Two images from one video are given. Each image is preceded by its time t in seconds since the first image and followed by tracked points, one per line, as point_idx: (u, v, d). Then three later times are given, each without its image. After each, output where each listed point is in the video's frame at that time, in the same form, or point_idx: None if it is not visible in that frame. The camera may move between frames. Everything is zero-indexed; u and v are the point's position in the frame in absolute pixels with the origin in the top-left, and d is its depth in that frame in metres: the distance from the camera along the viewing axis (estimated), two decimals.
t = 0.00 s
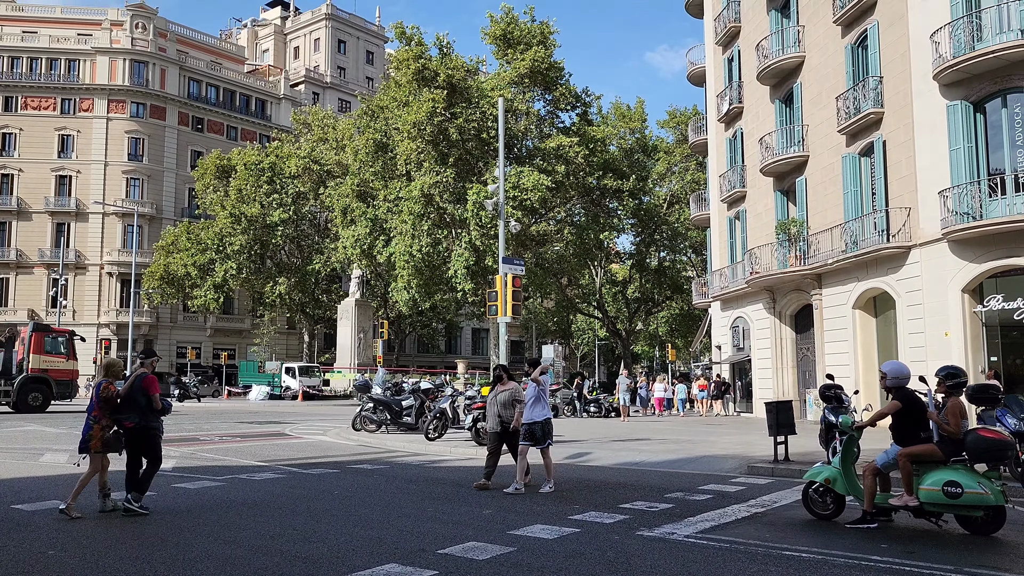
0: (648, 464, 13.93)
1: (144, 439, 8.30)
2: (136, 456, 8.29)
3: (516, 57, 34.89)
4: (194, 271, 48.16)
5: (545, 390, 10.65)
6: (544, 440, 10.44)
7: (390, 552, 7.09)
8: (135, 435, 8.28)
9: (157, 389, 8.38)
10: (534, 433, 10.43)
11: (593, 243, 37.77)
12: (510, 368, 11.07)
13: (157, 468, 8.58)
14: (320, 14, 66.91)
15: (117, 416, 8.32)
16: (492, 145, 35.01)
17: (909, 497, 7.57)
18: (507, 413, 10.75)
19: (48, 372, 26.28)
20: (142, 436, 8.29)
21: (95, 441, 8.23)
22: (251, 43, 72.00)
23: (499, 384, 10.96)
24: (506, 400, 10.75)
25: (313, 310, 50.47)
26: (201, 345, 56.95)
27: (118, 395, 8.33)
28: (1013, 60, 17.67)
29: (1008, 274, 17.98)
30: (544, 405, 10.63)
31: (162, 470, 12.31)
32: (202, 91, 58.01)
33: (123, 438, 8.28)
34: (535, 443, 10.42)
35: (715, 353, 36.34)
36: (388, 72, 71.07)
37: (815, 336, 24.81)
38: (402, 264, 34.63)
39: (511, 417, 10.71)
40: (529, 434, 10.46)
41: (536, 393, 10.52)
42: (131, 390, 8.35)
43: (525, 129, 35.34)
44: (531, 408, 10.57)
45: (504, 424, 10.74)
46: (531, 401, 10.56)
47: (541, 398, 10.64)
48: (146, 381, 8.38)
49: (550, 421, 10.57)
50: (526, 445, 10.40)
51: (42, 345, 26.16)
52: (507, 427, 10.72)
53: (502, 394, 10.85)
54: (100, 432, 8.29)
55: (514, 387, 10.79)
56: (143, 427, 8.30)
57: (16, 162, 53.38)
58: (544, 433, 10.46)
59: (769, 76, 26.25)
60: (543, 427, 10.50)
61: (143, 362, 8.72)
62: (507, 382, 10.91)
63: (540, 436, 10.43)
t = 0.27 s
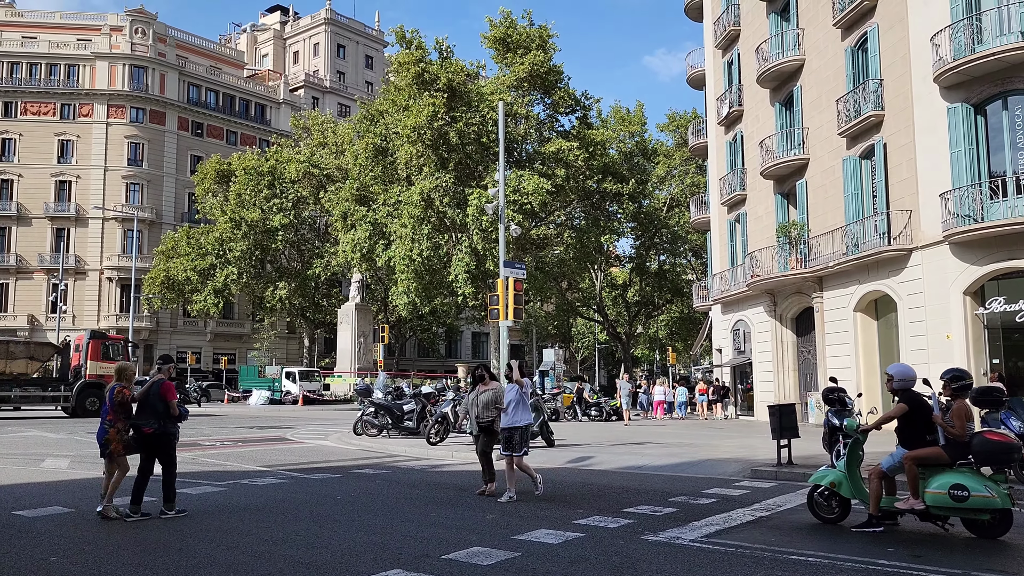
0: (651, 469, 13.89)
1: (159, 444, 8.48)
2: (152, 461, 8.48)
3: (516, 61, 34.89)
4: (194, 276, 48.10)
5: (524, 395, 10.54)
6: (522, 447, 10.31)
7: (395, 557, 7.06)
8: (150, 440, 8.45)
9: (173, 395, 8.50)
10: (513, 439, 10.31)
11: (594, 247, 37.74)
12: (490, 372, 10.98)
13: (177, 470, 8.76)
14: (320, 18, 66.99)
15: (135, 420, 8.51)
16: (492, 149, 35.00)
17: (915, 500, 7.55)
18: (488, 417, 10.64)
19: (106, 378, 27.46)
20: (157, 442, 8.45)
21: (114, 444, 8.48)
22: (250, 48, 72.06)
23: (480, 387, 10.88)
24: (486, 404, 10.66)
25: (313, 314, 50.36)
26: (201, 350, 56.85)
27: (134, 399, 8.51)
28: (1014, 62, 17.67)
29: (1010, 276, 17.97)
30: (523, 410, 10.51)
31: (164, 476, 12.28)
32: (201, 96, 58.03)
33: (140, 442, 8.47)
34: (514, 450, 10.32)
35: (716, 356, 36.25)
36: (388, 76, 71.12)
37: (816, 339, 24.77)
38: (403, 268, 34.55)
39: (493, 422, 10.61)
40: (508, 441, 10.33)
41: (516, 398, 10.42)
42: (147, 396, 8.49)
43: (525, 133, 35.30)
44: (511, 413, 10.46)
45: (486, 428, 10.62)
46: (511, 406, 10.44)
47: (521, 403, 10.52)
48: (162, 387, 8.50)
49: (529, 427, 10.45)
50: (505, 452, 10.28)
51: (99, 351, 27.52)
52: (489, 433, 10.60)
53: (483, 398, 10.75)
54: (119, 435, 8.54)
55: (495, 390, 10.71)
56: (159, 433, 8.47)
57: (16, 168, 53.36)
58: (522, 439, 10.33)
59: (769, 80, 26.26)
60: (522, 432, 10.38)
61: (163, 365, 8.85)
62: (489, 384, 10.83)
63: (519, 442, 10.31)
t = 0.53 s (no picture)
0: (656, 473, 13.84)
1: (177, 449, 8.50)
2: (169, 466, 8.54)
3: (519, 65, 34.93)
4: (199, 281, 48.15)
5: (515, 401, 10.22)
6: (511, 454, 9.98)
7: (402, 563, 7.05)
8: (168, 445, 8.50)
9: (191, 400, 8.57)
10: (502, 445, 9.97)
11: (598, 251, 37.72)
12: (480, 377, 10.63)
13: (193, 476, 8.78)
14: (324, 24, 67.17)
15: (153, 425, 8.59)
16: (496, 154, 35.05)
17: (924, 506, 7.53)
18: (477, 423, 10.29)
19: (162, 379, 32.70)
20: (174, 446, 8.50)
21: (131, 449, 8.58)
22: (254, 53, 72.27)
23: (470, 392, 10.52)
24: (476, 410, 10.31)
25: (317, 319, 50.36)
26: (205, 355, 56.90)
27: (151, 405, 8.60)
28: (1019, 65, 17.64)
29: (1016, 280, 17.90)
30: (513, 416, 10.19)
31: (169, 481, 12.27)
32: (205, 101, 58.19)
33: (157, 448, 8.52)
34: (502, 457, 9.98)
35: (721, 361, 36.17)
36: (391, 81, 71.26)
37: (822, 343, 24.69)
38: (407, 273, 34.53)
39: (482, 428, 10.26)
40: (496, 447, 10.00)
41: (507, 404, 10.11)
42: (165, 400, 8.57)
43: (529, 138, 35.29)
44: (502, 419, 10.15)
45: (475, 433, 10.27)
46: (501, 412, 10.13)
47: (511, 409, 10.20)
48: (181, 391, 8.59)
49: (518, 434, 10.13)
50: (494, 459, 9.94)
51: (145, 358, 32.72)
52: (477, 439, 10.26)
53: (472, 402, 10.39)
54: (136, 440, 8.64)
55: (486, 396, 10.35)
56: (177, 437, 8.50)
57: (21, 173, 53.53)
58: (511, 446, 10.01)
59: (773, 84, 26.25)
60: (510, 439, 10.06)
61: (181, 371, 8.94)
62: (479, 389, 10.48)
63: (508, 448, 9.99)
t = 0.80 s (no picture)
0: (662, 476, 13.82)
1: (195, 451, 8.74)
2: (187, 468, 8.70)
3: (524, 68, 34.95)
4: (205, 285, 48.24)
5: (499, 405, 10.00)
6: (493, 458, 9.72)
7: (409, 566, 7.05)
8: (186, 447, 8.71)
9: (208, 403, 8.83)
10: (484, 449, 9.71)
11: (603, 254, 37.70)
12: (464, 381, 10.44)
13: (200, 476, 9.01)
14: (329, 28, 67.36)
15: (170, 427, 8.71)
16: (501, 158, 35.09)
17: (932, 508, 7.50)
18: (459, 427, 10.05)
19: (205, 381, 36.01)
20: (192, 448, 8.72)
21: (152, 453, 8.58)
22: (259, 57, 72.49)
23: (454, 395, 10.31)
24: (460, 413, 10.10)
25: (323, 322, 50.39)
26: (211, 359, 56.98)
27: (170, 408, 8.71)
28: None
29: None
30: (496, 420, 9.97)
31: (175, 485, 12.29)
32: (211, 105, 58.34)
33: (176, 450, 8.70)
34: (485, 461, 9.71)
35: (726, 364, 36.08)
36: (396, 85, 71.40)
37: (828, 346, 24.62)
38: (413, 276, 34.53)
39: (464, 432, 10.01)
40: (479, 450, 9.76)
41: (491, 406, 9.91)
42: (183, 403, 8.76)
43: (534, 141, 35.28)
44: (486, 422, 9.92)
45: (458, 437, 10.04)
46: (485, 415, 9.92)
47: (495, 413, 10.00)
48: (197, 395, 8.81)
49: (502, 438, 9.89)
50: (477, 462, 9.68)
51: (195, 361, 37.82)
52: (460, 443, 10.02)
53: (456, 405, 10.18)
54: (154, 443, 8.63)
55: (471, 398, 10.16)
56: (193, 439, 8.73)
57: (28, 178, 53.71)
58: (495, 450, 9.76)
59: (778, 86, 26.23)
60: (494, 443, 9.82)
61: (188, 374, 9.10)
62: (463, 392, 10.28)
63: (491, 452, 9.73)
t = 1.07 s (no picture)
0: (671, 478, 13.79)
1: (212, 453, 8.74)
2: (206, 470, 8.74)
3: (530, 70, 34.98)
4: (212, 288, 48.34)
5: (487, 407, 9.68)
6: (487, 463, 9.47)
7: (416, 568, 7.06)
8: (203, 450, 8.73)
9: (226, 406, 8.84)
10: (479, 455, 9.45)
11: (610, 256, 37.67)
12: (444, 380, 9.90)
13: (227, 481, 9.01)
14: (335, 31, 67.49)
15: (189, 430, 8.82)
16: (507, 160, 35.13)
17: (942, 509, 7.46)
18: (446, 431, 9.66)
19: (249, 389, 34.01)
20: (210, 451, 8.73)
21: (169, 453, 8.74)
22: (266, 60, 72.67)
23: (437, 399, 9.72)
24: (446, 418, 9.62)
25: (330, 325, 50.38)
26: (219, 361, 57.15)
27: (188, 411, 8.83)
28: None
29: None
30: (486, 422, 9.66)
31: (184, 486, 12.34)
32: (218, 108, 58.53)
33: (194, 452, 8.76)
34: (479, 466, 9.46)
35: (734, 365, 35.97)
36: (403, 87, 71.51)
37: (836, 346, 24.53)
38: (421, 278, 34.56)
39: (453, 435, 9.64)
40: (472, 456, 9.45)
41: (480, 410, 9.57)
42: (202, 406, 8.83)
43: (540, 143, 35.27)
44: (474, 425, 9.58)
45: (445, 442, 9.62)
46: (474, 418, 9.58)
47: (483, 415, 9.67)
48: (216, 398, 8.86)
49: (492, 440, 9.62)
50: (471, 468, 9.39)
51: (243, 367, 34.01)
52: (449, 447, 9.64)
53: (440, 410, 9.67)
54: (173, 445, 8.80)
55: (455, 401, 9.64)
56: (212, 441, 8.75)
57: (37, 182, 53.96)
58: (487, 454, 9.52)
59: (785, 86, 26.15)
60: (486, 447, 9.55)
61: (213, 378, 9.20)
62: (447, 397, 9.72)
63: (485, 457, 9.49)
